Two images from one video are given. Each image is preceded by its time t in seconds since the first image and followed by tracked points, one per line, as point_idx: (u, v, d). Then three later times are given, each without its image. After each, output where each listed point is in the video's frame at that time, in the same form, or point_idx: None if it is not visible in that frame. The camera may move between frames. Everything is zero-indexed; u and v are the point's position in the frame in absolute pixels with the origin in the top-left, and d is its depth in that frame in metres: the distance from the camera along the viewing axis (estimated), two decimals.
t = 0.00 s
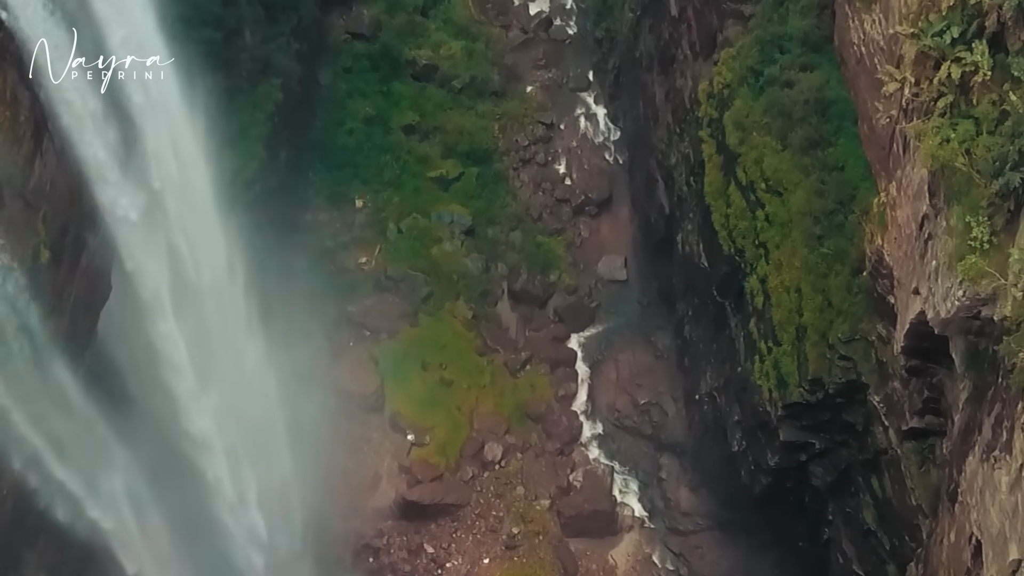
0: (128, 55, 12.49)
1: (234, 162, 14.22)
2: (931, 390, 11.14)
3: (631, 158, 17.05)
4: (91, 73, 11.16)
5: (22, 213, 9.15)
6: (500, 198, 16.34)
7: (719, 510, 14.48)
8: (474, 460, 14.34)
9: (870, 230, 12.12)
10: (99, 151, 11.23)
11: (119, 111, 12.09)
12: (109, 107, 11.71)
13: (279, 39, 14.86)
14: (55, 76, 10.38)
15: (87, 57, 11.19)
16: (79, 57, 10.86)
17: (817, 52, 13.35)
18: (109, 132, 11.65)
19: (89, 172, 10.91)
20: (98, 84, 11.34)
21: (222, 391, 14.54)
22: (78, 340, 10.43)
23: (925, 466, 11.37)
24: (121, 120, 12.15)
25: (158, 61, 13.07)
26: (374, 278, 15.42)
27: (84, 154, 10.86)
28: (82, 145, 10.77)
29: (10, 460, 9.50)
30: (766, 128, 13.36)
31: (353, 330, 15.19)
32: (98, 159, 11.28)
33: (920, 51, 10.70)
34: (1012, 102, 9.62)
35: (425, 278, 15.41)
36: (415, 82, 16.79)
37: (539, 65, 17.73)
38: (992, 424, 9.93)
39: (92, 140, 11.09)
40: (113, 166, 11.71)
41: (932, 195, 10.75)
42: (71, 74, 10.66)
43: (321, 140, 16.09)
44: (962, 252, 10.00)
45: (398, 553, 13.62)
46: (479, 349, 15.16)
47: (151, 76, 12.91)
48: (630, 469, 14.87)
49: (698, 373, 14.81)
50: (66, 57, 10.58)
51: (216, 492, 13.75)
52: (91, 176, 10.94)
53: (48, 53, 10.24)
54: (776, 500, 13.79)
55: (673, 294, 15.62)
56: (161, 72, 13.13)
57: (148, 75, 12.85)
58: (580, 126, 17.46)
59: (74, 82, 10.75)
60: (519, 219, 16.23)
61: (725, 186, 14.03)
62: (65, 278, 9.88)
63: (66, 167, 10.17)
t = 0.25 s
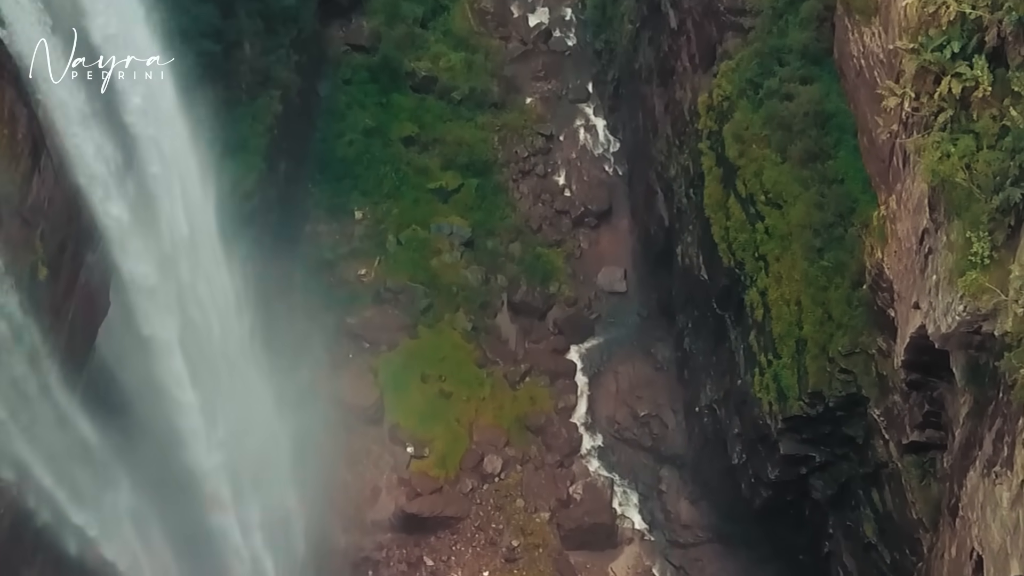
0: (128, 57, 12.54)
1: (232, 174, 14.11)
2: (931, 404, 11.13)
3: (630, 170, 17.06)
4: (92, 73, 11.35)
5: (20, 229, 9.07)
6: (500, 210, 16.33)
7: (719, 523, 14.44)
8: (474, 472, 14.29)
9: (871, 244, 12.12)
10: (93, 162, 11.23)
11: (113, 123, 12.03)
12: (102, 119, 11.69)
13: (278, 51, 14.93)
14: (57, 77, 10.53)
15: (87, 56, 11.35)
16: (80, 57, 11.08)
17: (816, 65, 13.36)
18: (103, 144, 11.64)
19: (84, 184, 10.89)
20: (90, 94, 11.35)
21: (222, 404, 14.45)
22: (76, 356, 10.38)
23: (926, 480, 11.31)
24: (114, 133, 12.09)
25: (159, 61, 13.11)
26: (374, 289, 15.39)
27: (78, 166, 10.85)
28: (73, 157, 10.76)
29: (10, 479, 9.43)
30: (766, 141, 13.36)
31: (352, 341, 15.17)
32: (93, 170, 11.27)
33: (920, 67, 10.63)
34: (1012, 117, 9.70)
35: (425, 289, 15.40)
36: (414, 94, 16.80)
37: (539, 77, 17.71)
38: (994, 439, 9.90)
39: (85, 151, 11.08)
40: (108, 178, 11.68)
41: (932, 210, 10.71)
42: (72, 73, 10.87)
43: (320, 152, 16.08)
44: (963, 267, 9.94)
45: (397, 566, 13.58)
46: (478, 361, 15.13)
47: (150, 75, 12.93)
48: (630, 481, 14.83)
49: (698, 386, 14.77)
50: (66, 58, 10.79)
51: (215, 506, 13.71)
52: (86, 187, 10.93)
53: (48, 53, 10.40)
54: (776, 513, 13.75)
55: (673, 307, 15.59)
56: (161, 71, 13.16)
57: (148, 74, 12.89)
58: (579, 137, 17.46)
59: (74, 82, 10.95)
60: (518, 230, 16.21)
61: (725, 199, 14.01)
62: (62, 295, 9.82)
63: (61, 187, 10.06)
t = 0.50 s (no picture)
0: (127, 54, 12.40)
1: (229, 187, 14.14)
2: (931, 417, 11.11)
3: (630, 181, 17.06)
4: (91, 72, 11.38)
5: (18, 247, 9.02)
6: (499, 221, 16.32)
7: (719, 535, 14.40)
8: (473, 484, 14.24)
9: (870, 256, 12.10)
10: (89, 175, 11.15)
11: (110, 137, 11.90)
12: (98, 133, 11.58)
13: (278, 63, 14.95)
14: (57, 75, 10.59)
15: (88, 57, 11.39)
16: (80, 57, 11.08)
17: (815, 77, 13.37)
18: (100, 157, 11.55)
19: (79, 198, 10.83)
20: (84, 107, 11.26)
21: (224, 419, 14.29)
22: (74, 372, 10.34)
23: (927, 493, 11.29)
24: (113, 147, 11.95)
25: (159, 61, 13.05)
26: (373, 301, 15.38)
27: (73, 179, 10.78)
28: (70, 172, 10.67)
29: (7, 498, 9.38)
30: (766, 153, 13.36)
31: (351, 353, 15.14)
32: (90, 185, 11.18)
33: (920, 81, 10.63)
34: (1013, 131, 9.68)
35: (424, 301, 15.39)
36: (413, 105, 16.80)
37: (538, 88, 17.72)
38: (994, 453, 9.89)
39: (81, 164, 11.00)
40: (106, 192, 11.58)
41: (932, 224, 10.71)
42: (72, 74, 10.89)
43: (320, 163, 16.08)
44: (963, 282, 9.94)
45: None
46: (478, 372, 15.11)
47: (150, 75, 12.84)
48: (630, 493, 14.81)
49: (697, 398, 14.74)
50: (65, 57, 10.81)
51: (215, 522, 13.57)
52: (82, 202, 10.86)
53: (48, 53, 10.42)
54: (776, 526, 13.74)
55: (672, 318, 15.57)
56: (161, 71, 13.13)
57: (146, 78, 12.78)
58: (578, 148, 17.46)
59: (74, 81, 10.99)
60: (517, 242, 16.19)
61: (724, 211, 14.00)
62: (60, 312, 9.79)
63: (60, 203, 10.04)
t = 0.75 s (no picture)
0: (128, 55, 12.41)
1: (230, 199, 14.05)
2: (931, 431, 11.09)
3: (630, 192, 17.06)
4: (91, 73, 11.31)
5: (15, 264, 8.99)
6: (499, 232, 16.31)
7: (720, 547, 14.40)
8: (473, 496, 14.19)
9: (871, 269, 12.10)
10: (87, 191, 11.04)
11: (107, 152, 11.82)
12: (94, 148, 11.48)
13: (277, 74, 14.96)
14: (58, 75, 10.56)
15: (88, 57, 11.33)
16: (80, 56, 11.01)
17: (815, 89, 13.36)
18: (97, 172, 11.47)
19: (77, 213, 10.74)
20: (80, 121, 11.17)
21: (222, 433, 14.21)
22: (72, 389, 10.33)
23: (927, 507, 11.26)
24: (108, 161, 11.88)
25: (159, 61, 13.02)
26: (372, 312, 15.36)
27: (72, 196, 10.68)
28: (67, 187, 10.57)
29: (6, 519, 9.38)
30: (765, 165, 13.37)
31: (351, 364, 15.14)
32: (88, 200, 11.09)
33: (920, 96, 10.61)
34: (1013, 146, 9.64)
35: (423, 312, 15.36)
36: (413, 116, 16.81)
37: (538, 99, 17.73)
38: (995, 468, 9.87)
39: (78, 180, 10.91)
40: (104, 207, 11.50)
41: (933, 238, 10.71)
42: (71, 74, 10.82)
43: (320, 174, 16.08)
44: (964, 296, 9.92)
45: None
46: (477, 384, 15.07)
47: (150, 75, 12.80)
48: (630, 505, 14.77)
49: (697, 410, 14.71)
50: (65, 57, 10.73)
51: (214, 537, 13.51)
52: (80, 218, 10.74)
53: (48, 53, 10.34)
54: (777, 538, 13.70)
55: (673, 330, 15.55)
56: (161, 71, 13.07)
57: (148, 75, 12.80)
58: (578, 160, 17.46)
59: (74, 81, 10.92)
60: (517, 253, 16.18)
61: (723, 223, 14.00)
62: (58, 329, 9.77)
63: (58, 220, 10.03)
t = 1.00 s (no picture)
0: (128, 54, 12.41)
1: (229, 211, 14.03)
2: (932, 444, 11.08)
3: (629, 204, 17.05)
4: (91, 73, 11.26)
5: (13, 282, 9.00)
6: (498, 244, 16.30)
7: (720, 560, 14.32)
8: (472, 508, 14.13)
9: (871, 282, 12.08)
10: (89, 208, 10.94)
11: (107, 167, 11.71)
12: (93, 163, 11.37)
13: (277, 86, 14.95)
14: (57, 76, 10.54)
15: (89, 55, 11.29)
16: (79, 57, 10.95)
17: (814, 101, 13.34)
18: (97, 188, 11.37)
19: (76, 228, 10.65)
20: (77, 136, 11.07)
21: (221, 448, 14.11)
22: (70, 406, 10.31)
23: (927, 520, 11.24)
24: (109, 177, 11.75)
25: (159, 61, 13.01)
26: (371, 323, 15.33)
27: (71, 211, 10.60)
28: (65, 204, 10.49)
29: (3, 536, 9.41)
30: (765, 177, 13.38)
31: (350, 377, 15.12)
32: (90, 217, 10.99)
33: (920, 110, 10.60)
34: (1013, 161, 9.62)
35: (423, 324, 15.34)
36: (412, 127, 16.81)
37: (538, 110, 17.75)
38: (996, 483, 9.84)
39: (79, 197, 10.81)
40: (106, 223, 11.37)
41: (933, 252, 10.71)
42: (71, 74, 10.78)
43: (319, 185, 16.06)
44: (965, 311, 9.90)
45: None
46: (476, 396, 15.05)
47: (150, 75, 12.84)
48: (630, 517, 14.75)
49: (697, 422, 14.68)
50: (65, 57, 10.68)
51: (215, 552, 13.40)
52: (78, 233, 10.67)
53: (48, 53, 10.33)
54: (777, 551, 13.65)
55: (672, 341, 15.50)
56: (161, 71, 13.07)
57: (149, 75, 12.80)
58: (578, 171, 17.46)
59: (74, 80, 10.91)
60: (516, 264, 16.16)
61: (723, 235, 13.99)
62: (57, 346, 9.76)
63: (56, 237, 10.01)
